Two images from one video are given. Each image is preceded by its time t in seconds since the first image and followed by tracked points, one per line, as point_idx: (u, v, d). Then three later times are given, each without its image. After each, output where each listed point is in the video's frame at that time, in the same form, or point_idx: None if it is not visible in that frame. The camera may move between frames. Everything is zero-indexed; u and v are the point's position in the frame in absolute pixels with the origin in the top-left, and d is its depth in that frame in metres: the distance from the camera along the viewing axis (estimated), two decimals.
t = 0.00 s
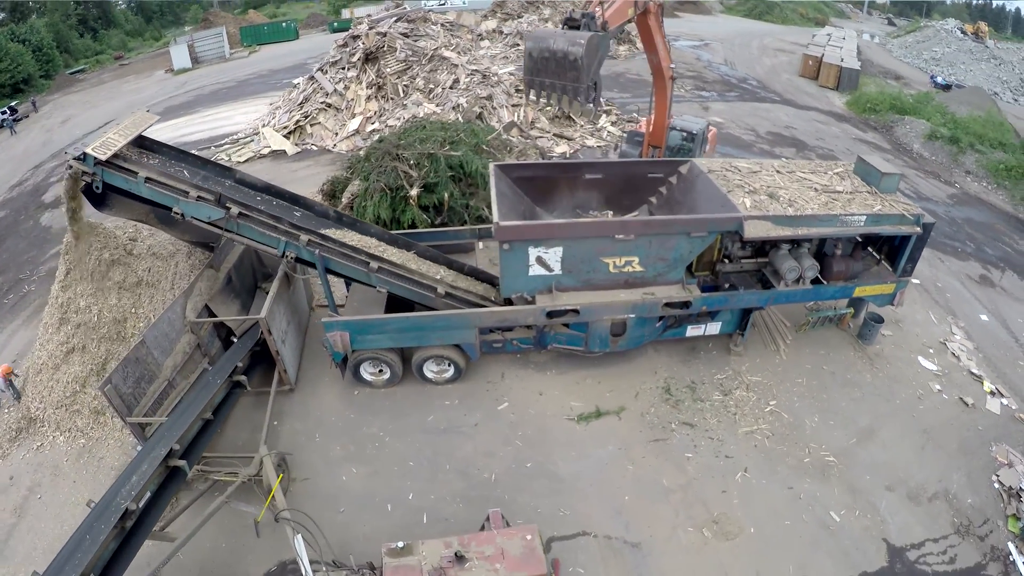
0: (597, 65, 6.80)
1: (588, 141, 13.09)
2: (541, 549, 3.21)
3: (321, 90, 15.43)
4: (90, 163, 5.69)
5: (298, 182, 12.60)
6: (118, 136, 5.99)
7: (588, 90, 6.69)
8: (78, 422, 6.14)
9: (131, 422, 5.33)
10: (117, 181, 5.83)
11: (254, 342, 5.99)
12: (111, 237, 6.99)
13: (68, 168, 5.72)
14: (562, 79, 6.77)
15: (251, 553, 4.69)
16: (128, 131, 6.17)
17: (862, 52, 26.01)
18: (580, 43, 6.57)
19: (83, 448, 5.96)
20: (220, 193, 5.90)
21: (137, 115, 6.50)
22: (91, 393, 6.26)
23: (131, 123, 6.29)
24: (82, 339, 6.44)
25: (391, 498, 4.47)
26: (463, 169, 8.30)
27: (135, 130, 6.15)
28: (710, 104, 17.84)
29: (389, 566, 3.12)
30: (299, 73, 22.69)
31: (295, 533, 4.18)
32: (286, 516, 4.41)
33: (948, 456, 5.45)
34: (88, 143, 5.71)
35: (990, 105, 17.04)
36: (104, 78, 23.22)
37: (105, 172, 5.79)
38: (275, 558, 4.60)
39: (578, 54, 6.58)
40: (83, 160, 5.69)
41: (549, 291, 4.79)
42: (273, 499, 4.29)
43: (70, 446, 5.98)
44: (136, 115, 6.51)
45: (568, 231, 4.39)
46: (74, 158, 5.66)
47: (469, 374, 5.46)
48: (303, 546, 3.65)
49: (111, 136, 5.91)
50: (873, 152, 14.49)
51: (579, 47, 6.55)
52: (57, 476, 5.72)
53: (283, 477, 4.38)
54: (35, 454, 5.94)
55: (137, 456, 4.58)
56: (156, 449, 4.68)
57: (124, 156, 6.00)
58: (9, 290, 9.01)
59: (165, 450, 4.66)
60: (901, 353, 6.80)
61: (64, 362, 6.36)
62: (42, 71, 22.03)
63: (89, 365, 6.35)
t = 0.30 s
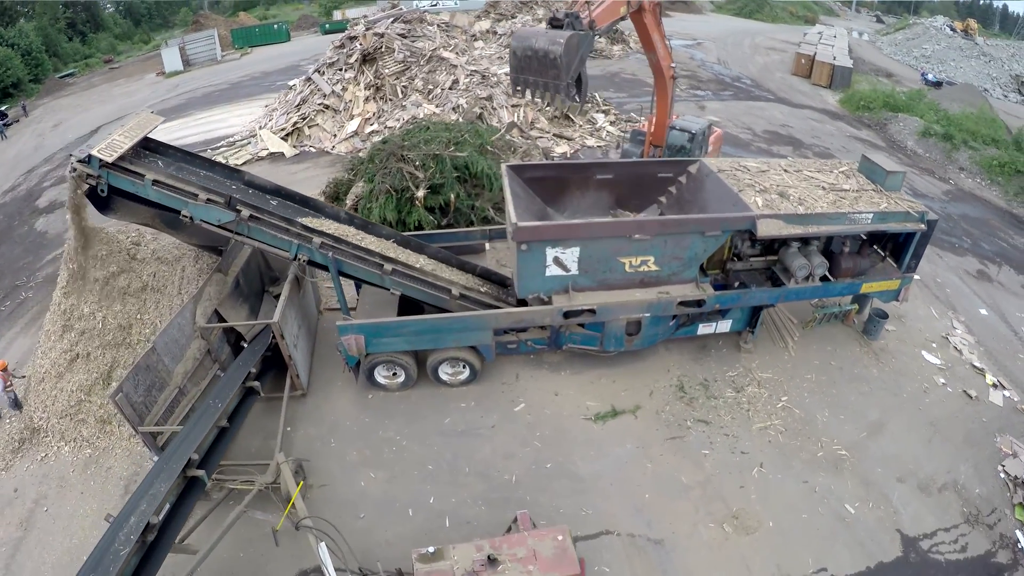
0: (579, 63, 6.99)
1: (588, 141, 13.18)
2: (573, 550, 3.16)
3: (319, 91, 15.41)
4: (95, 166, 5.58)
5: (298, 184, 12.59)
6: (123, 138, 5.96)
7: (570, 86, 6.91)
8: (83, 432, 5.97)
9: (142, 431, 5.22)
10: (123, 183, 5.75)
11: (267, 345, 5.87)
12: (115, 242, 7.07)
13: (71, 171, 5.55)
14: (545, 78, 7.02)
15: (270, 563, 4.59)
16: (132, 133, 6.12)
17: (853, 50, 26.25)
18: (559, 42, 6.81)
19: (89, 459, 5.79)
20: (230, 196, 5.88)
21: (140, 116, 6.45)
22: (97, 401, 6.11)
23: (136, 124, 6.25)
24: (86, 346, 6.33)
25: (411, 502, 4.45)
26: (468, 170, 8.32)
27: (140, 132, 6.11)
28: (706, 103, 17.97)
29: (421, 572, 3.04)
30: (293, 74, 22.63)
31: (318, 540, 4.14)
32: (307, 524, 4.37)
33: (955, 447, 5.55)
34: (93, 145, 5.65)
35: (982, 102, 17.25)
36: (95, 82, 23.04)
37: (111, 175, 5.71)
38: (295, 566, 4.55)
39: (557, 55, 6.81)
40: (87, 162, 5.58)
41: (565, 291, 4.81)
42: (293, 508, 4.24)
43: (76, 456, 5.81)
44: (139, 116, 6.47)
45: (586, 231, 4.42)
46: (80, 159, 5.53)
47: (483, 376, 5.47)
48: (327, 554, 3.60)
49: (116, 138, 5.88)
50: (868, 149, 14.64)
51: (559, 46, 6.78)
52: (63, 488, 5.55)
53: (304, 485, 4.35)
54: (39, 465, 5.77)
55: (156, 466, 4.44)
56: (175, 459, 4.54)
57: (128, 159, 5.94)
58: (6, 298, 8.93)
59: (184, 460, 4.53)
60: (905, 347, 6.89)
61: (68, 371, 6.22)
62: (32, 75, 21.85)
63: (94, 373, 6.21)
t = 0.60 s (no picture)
0: (557, 62, 7.21)
1: (588, 141, 13.28)
2: (604, 548, 3.15)
3: (316, 93, 15.38)
4: (101, 168, 5.60)
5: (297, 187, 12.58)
6: (129, 140, 5.93)
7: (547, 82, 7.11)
8: (89, 441, 5.88)
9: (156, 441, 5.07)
10: (130, 186, 5.73)
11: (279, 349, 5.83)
12: (119, 248, 7.04)
13: (75, 174, 5.56)
14: (525, 76, 7.24)
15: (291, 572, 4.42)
16: (139, 135, 6.11)
17: (844, 48, 26.51)
18: (537, 42, 7.01)
19: (96, 469, 5.69)
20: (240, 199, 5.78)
21: (148, 117, 6.44)
22: (102, 410, 6.05)
23: (143, 126, 6.24)
24: (90, 355, 6.31)
25: (432, 505, 4.40)
26: (474, 171, 8.35)
27: (147, 134, 6.09)
28: (702, 103, 18.09)
29: None
30: (287, 76, 22.58)
31: (341, 547, 4.07)
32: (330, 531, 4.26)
33: (962, 439, 5.65)
34: (100, 147, 5.65)
35: (974, 99, 17.47)
36: (85, 86, 22.85)
37: (117, 178, 5.70)
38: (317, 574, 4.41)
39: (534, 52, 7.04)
40: (94, 165, 5.60)
41: (582, 291, 4.84)
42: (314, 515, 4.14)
43: (81, 467, 5.72)
44: (145, 118, 6.42)
45: (603, 231, 4.46)
46: (85, 162, 5.56)
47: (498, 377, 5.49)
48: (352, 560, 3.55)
49: (122, 139, 5.86)
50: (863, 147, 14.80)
51: (536, 46, 7.00)
52: (71, 498, 5.45)
53: (324, 491, 4.27)
54: (44, 477, 5.66)
55: (173, 478, 4.31)
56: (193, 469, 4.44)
57: (135, 161, 5.93)
58: (3, 305, 8.86)
59: (204, 470, 4.44)
60: (909, 342, 6.99)
61: (72, 380, 6.19)
62: (21, 80, 21.67)
63: (99, 381, 6.16)
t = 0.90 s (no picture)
0: (535, 59, 8.09)
1: (587, 141, 13.41)
2: (635, 546, 3.18)
3: (314, 94, 15.37)
4: (108, 169, 5.52)
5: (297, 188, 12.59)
6: (138, 141, 5.88)
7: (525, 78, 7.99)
8: (95, 451, 5.81)
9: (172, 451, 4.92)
10: (136, 188, 5.68)
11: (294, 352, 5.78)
12: (123, 252, 7.06)
13: (82, 176, 5.46)
14: (506, 71, 8.13)
15: None
16: (146, 135, 6.04)
17: (836, 46, 26.77)
18: (515, 41, 7.91)
19: (104, 479, 5.64)
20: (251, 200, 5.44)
21: (154, 116, 6.36)
22: (109, 418, 5.97)
23: (150, 126, 6.15)
24: (95, 361, 6.26)
25: (455, 507, 4.40)
26: (480, 172, 8.40)
27: (155, 134, 6.02)
28: (698, 101, 18.22)
29: None
30: (281, 78, 22.53)
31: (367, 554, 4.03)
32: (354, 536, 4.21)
33: (967, 430, 5.76)
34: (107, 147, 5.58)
35: (966, 96, 17.69)
36: (76, 89, 22.71)
37: (124, 180, 5.64)
38: None
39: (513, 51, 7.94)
40: (100, 167, 5.52)
41: (598, 291, 4.89)
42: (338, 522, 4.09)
43: (88, 477, 5.65)
44: (152, 118, 6.34)
45: (619, 231, 4.52)
46: (90, 164, 5.49)
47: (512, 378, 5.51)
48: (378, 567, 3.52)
49: (130, 141, 5.80)
50: (858, 145, 14.97)
51: (513, 44, 7.89)
52: (78, 510, 5.39)
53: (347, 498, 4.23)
54: (50, 488, 5.59)
55: (197, 484, 4.16)
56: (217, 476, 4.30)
57: (143, 163, 5.89)
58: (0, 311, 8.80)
59: (229, 477, 4.30)
60: (912, 336, 7.11)
61: (77, 388, 6.14)
62: (10, 84, 21.49)
63: (106, 389, 6.09)
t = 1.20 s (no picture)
0: (512, 66, 7.59)
1: (586, 141, 13.51)
2: (663, 541, 3.25)
3: (311, 95, 15.37)
4: (116, 172, 5.39)
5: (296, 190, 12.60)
6: (145, 142, 5.78)
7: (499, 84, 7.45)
8: (103, 460, 5.82)
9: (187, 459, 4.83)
10: (145, 190, 5.55)
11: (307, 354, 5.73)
12: (127, 256, 6.80)
13: (87, 178, 5.34)
14: (481, 76, 7.60)
15: None
16: (153, 137, 5.94)
17: (826, 45, 27.03)
18: (492, 46, 7.42)
19: (113, 489, 5.67)
20: (263, 201, 5.32)
21: (161, 118, 6.28)
22: (116, 428, 5.96)
23: (155, 127, 6.06)
24: (102, 370, 6.16)
25: (476, 509, 4.39)
26: (484, 172, 8.45)
27: (162, 136, 5.94)
28: (692, 101, 18.37)
29: None
30: (274, 80, 22.48)
31: (393, 559, 4.02)
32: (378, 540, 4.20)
33: (971, 420, 5.90)
34: (114, 149, 5.46)
35: (956, 92, 17.95)
36: (65, 93, 22.54)
37: (131, 182, 5.52)
38: None
39: (488, 55, 7.44)
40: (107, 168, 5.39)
41: (612, 289, 4.96)
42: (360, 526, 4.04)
43: (95, 487, 5.67)
44: (158, 120, 6.25)
45: (634, 230, 4.60)
46: (97, 166, 5.35)
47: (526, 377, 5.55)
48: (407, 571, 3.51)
49: (138, 142, 5.69)
50: (852, 143, 15.16)
51: (491, 49, 7.40)
52: (88, 522, 5.40)
53: (371, 502, 4.19)
54: (57, 499, 5.60)
55: (220, 494, 4.13)
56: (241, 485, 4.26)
57: (150, 165, 5.79)
58: None
59: (254, 485, 4.26)
60: (914, 329, 7.25)
61: (83, 396, 6.08)
62: None
63: (112, 398, 6.04)
